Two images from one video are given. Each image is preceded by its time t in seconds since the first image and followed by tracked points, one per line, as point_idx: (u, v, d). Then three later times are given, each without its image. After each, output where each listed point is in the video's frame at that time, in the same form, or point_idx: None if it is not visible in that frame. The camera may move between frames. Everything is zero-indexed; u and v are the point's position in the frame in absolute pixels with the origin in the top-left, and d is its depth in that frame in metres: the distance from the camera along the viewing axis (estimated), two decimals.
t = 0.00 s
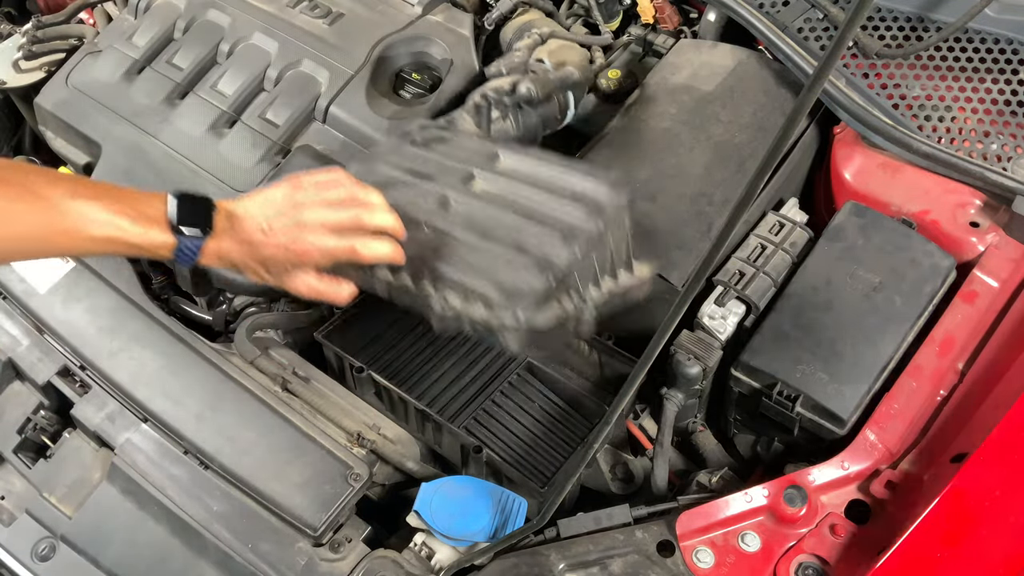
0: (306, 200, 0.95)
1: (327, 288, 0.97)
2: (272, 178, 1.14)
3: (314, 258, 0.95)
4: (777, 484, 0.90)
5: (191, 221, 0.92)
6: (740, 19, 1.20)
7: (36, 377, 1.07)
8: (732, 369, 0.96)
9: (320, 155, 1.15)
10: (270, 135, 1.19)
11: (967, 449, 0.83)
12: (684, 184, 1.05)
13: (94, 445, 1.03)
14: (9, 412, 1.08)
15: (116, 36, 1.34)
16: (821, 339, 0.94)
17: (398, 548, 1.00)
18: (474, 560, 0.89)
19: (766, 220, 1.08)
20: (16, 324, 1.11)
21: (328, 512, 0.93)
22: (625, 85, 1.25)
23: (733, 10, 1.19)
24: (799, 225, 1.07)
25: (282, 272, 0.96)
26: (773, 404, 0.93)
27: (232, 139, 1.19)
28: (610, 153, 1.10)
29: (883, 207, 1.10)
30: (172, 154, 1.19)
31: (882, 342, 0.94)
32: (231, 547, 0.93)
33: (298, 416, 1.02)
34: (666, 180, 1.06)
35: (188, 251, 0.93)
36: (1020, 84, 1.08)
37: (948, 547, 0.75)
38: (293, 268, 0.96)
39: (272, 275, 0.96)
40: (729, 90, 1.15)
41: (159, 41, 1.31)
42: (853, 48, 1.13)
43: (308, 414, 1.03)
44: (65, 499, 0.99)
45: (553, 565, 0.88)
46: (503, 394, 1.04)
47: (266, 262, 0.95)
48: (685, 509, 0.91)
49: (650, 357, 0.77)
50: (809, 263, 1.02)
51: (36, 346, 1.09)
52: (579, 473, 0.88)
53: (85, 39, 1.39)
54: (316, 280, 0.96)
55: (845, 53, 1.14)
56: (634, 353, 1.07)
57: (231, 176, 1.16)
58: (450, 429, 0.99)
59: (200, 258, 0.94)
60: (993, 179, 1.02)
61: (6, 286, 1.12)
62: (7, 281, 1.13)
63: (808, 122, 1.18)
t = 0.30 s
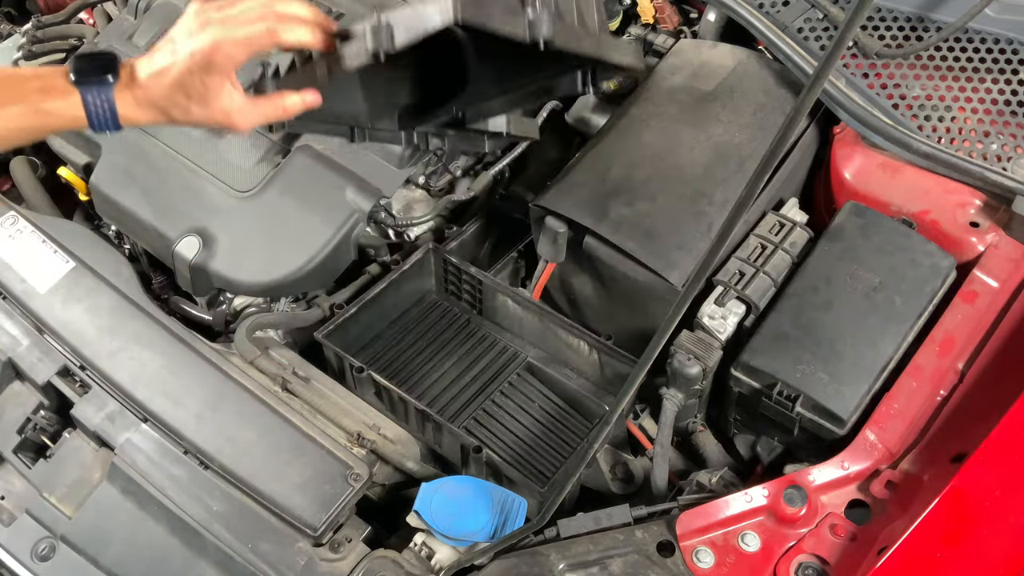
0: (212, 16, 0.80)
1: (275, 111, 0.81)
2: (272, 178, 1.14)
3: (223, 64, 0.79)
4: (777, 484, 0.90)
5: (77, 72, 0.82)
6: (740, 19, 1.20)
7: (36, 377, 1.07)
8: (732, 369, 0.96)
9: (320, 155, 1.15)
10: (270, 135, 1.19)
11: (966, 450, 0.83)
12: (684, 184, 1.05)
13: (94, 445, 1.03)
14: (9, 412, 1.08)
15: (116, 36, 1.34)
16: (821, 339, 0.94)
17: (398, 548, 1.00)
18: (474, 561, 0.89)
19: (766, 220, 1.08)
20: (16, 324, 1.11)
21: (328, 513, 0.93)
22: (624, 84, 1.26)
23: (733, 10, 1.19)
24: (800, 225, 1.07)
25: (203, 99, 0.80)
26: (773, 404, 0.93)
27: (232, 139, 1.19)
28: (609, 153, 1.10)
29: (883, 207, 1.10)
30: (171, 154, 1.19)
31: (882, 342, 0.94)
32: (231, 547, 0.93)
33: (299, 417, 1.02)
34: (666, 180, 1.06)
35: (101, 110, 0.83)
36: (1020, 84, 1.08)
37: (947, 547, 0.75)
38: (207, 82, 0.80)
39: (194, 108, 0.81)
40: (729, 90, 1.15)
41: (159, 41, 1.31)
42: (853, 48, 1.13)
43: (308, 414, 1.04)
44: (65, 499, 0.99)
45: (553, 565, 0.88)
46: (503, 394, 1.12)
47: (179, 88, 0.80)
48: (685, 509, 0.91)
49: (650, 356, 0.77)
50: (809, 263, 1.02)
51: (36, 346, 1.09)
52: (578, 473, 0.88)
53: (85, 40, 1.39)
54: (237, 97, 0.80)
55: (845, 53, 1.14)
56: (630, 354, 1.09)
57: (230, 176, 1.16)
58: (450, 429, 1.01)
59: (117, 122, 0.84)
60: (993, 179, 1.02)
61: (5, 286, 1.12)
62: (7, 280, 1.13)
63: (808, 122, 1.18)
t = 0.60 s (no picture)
0: None
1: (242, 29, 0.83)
2: (272, 178, 1.14)
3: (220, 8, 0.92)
4: (777, 484, 0.90)
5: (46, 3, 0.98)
6: (740, 19, 1.20)
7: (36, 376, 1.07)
8: (732, 369, 0.96)
9: (320, 155, 1.15)
10: (270, 135, 1.19)
11: (966, 449, 0.83)
12: (684, 184, 1.05)
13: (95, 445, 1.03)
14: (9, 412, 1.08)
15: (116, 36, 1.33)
16: (821, 339, 0.94)
17: (398, 548, 1.00)
18: (473, 561, 0.90)
19: (766, 220, 1.08)
20: (16, 324, 1.11)
21: (328, 513, 0.93)
22: (624, 84, 1.26)
23: (733, 10, 1.20)
24: (799, 225, 1.07)
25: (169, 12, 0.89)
26: (773, 404, 0.93)
27: (232, 139, 1.19)
28: (609, 153, 1.10)
29: (883, 207, 1.10)
30: (171, 154, 1.19)
31: (882, 342, 0.94)
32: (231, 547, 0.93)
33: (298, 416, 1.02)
34: (666, 180, 1.06)
35: (66, 31, 0.97)
36: (1020, 84, 1.08)
37: (947, 547, 0.75)
38: None
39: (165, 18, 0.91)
40: (729, 90, 1.15)
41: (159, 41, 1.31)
42: (853, 48, 1.13)
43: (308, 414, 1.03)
44: (65, 500, 0.99)
45: (553, 565, 0.88)
46: (503, 394, 1.12)
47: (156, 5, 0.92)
48: (685, 509, 0.91)
49: (650, 355, 0.77)
50: (809, 263, 1.02)
51: (36, 346, 1.09)
52: (578, 473, 0.89)
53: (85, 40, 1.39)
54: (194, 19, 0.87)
55: (845, 53, 1.14)
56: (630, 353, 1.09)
57: (230, 175, 1.16)
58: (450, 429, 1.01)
59: (84, 41, 0.98)
60: (993, 179, 1.02)
61: (6, 286, 1.12)
62: (7, 281, 1.13)
63: (808, 123, 1.18)
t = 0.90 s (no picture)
0: None
1: (219, 25, 0.83)
2: (271, 178, 1.14)
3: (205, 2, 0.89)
4: (777, 484, 0.90)
5: None
6: (740, 19, 1.20)
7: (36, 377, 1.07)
8: (732, 369, 0.96)
9: (320, 155, 1.15)
10: (270, 135, 1.19)
11: (966, 449, 0.83)
12: (683, 184, 1.05)
13: (95, 444, 1.03)
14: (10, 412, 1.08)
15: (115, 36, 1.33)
16: (821, 339, 0.94)
17: (398, 548, 1.00)
18: (474, 561, 0.90)
19: (766, 220, 1.08)
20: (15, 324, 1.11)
21: (328, 513, 0.93)
22: (624, 84, 1.26)
23: (733, 10, 1.19)
24: (799, 225, 1.07)
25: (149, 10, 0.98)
26: (773, 404, 0.93)
27: (232, 139, 1.19)
28: (609, 153, 1.10)
29: (883, 207, 1.10)
30: (171, 154, 1.19)
31: (882, 342, 0.94)
32: (232, 547, 0.93)
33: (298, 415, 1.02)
34: (666, 180, 1.06)
35: (54, 25, 1.10)
36: (1020, 84, 1.08)
37: (947, 547, 0.75)
38: None
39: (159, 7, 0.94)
40: (729, 89, 1.15)
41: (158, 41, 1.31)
42: (853, 48, 1.13)
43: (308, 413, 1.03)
44: (65, 500, 0.99)
45: (553, 565, 0.88)
46: (503, 394, 1.12)
47: None
48: (685, 509, 0.91)
49: (650, 355, 0.77)
50: (809, 263, 1.02)
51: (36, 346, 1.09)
52: (578, 472, 0.89)
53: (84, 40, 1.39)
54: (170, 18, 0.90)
55: (845, 53, 1.14)
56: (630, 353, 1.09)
57: (230, 176, 1.16)
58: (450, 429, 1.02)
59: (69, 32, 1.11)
60: (993, 179, 1.02)
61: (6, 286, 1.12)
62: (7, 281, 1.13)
63: (808, 122, 1.18)
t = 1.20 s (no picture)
0: None
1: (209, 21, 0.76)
2: (271, 178, 1.14)
3: None
4: (777, 484, 0.90)
5: None
6: (740, 19, 1.20)
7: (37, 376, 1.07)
8: (732, 369, 0.96)
9: (320, 155, 1.15)
10: (270, 135, 1.18)
11: (966, 449, 0.83)
12: (684, 184, 1.05)
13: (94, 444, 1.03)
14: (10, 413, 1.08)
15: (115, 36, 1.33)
16: (820, 339, 0.94)
17: (398, 548, 1.00)
18: (473, 561, 0.90)
19: (766, 219, 1.08)
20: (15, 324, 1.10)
21: (328, 513, 0.93)
22: (624, 84, 1.26)
23: (733, 10, 1.20)
24: (799, 225, 1.07)
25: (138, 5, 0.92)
26: (773, 404, 0.93)
27: (232, 139, 1.19)
28: (609, 153, 1.10)
29: (883, 207, 1.10)
30: (171, 154, 1.19)
31: (882, 342, 0.94)
32: (231, 546, 0.93)
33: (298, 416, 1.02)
34: (666, 179, 1.06)
35: (49, 23, 1.08)
36: (1020, 84, 1.08)
37: (947, 547, 0.75)
38: None
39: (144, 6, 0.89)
40: (729, 89, 1.15)
41: (159, 41, 1.31)
42: (853, 48, 1.13)
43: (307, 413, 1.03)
44: (64, 500, 0.99)
45: (553, 565, 0.88)
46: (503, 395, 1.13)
47: None
48: (685, 509, 0.91)
49: (650, 355, 0.77)
50: (809, 263, 1.02)
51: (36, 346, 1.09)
52: (578, 472, 0.89)
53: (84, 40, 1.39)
54: (159, 12, 0.82)
55: (845, 53, 1.14)
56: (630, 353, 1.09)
57: (230, 176, 1.16)
58: (450, 429, 1.01)
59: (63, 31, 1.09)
60: (993, 179, 1.02)
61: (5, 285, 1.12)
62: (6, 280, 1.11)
63: (808, 122, 1.18)
